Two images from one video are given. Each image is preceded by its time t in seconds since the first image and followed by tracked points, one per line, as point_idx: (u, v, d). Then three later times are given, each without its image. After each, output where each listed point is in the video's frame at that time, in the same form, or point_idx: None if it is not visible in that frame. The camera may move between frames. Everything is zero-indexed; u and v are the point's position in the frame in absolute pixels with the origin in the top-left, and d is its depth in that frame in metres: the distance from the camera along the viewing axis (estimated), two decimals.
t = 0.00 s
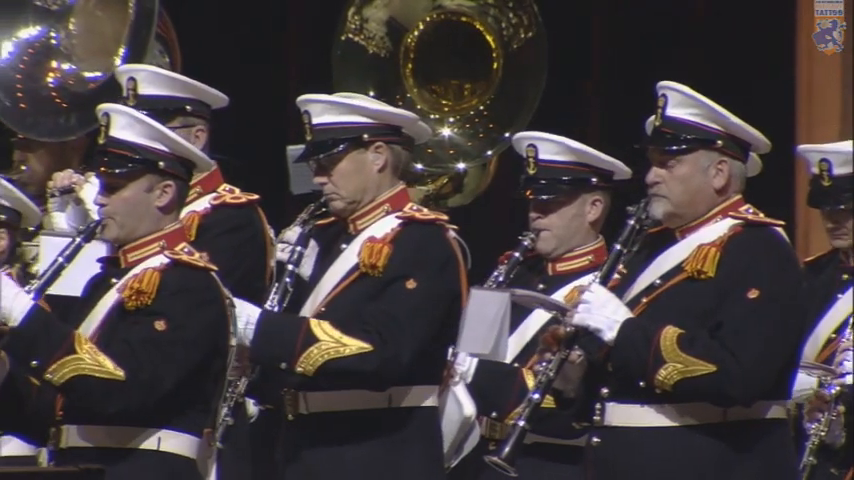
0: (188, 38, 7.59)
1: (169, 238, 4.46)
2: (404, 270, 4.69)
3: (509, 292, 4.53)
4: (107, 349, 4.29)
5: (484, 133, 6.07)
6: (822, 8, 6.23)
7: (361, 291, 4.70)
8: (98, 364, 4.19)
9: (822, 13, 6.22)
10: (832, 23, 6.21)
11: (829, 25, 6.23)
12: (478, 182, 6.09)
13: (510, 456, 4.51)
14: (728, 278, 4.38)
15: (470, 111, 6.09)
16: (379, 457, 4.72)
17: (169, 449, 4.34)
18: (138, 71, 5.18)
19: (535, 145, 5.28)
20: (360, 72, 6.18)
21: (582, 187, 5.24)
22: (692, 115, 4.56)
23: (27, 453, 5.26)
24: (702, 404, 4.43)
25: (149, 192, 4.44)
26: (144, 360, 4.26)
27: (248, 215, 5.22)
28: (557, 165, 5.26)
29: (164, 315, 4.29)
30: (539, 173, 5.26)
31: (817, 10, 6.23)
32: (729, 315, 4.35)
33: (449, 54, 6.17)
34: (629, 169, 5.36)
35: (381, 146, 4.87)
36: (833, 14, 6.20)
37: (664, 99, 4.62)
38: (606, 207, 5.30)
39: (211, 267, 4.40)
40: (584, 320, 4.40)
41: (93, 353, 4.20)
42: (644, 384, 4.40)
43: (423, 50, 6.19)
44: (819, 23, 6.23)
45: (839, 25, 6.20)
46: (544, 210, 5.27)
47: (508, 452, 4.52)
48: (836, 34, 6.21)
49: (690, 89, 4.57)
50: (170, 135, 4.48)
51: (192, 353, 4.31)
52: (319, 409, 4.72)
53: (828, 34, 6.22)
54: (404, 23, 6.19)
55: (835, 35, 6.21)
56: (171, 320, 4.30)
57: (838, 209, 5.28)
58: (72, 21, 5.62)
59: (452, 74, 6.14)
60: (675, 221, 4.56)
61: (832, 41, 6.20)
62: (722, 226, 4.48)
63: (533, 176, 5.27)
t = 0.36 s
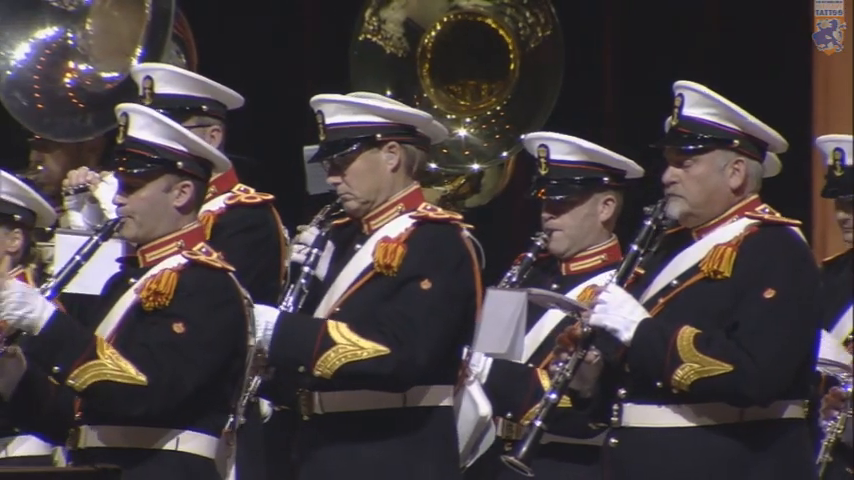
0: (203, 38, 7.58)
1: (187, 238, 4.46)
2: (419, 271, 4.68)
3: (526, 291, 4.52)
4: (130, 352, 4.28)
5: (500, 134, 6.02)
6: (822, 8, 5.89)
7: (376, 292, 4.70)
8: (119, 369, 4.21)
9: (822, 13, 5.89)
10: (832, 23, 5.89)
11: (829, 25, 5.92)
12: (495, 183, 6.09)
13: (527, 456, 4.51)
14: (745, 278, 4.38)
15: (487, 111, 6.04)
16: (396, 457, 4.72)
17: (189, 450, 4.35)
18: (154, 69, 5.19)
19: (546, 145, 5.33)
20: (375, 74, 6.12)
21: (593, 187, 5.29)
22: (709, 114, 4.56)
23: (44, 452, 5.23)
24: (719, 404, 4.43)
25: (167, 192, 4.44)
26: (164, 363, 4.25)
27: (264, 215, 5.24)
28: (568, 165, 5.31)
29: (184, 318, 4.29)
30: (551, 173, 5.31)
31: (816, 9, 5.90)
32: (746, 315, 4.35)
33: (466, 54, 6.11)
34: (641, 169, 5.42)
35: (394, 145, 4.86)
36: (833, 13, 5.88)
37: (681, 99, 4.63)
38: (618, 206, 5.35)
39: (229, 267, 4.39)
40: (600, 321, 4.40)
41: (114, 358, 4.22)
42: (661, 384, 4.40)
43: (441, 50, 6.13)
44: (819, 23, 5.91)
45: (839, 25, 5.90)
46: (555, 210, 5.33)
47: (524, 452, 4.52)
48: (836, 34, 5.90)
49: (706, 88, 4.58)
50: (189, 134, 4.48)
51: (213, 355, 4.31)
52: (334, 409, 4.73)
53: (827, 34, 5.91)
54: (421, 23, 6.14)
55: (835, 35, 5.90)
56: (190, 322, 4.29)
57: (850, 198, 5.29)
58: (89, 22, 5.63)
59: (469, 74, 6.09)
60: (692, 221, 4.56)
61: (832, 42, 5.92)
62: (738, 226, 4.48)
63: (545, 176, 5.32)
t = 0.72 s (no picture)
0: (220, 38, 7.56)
1: (204, 239, 4.48)
2: (437, 274, 4.68)
3: (539, 293, 4.51)
4: (163, 366, 4.31)
5: (515, 135, 6.00)
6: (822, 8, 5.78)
7: (393, 291, 4.72)
8: (158, 385, 4.27)
9: (822, 13, 5.78)
10: (832, 23, 5.77)
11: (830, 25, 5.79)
12: (510, 184, 6.08)
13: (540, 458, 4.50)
14: (757, 278, 4.37)
15: (502, 112, 6.02)
16: (409, 457, 4.71)
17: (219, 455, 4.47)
18: (161, 70, 5.20)
19: (559, 145, 5.33)
20: (391, 74, 6.14)
21: (607, 187, 5.31)
22: (720, 114, 4.54)
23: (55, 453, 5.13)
24: (732, 405, 4.41)
25: (184, 192, 4.46)
26: (200, 374, 4.31)
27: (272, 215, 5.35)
28: (581, 165, 5.32)
29: (208, 323, 4.33)
30: (565, 173, 5.32)
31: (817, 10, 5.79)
32: (758, 315, 4.33)
33: (481, 55, 6.12)
34: (653, 169, 5.43)
35: (408, 146, 4.85)
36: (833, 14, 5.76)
37: (692, 99, 4.62)
38: (631, 206, 5.36)
39: (249, 269, 4.45)
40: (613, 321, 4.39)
41: (153, 376, 4.28)
42: (674, 385, 4.39)
43: (456, 51, 6.14)
44: (819, 23, 5.80)
45: (839, 26, 5.77)
46: (569, 209, 5.33)
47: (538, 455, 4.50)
48: (836, 34, 5.79)
49: (717, 88, 4.56)
50: (209, 135, 4.50)
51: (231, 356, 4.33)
52: (346, 409, 4.74)
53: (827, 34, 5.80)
54: (437, 24, 6.14)
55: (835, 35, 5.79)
56: (218, 327, 4.34)
57: None
58: (103, 22, 5.64)
59: (483, 75, 6.09)
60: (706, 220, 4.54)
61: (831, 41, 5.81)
62: (749, 226, 4.47)
63: (558, 176, 5.33)
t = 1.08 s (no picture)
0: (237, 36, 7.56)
1: (225, 239, 4.61)
2: (456, 274, 4.71)
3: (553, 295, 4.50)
4: (183, 366, 4.41)
5: (530, 134, 5.98)
6: (822, 9, 6.16)
7: (411, 291, 4.74)
8: (180, 386, 4.37)
9: (823, 13, 6.15)
10: (832, 23, 6.12)
11: (829, 25, 6.15)
12: (526, 182, 6.07)
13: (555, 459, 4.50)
14: (770, 278, 4.36)
15: (517, 111, 6.00)
16: (425, 457, 4.75)
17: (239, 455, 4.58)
18: (173, 71, 5.22)
19: (577, 145, 5.41)
20: (407, 72, 6.10)
21: (624, 186, 5.38)
22: (731, 114, 4.55)
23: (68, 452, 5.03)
24: (746, 406, 4.40)
25: (205, 192, 4.58)
26: (221, 375, 4.42)
27: (285, 215, 5.50)
28: (598, 164, 5.40)
29: (231, 323, 4.44)
30: (582, 172, 5.40)
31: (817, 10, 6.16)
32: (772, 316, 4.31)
33: (495, 55, 6.10)
34: (670, 169, 5.51)
35: (429, 146, 4.92)
36: (833, 14, 6.13)
37: (704, 100, 4.62)
38: (649, 206, 5.43)
39: (270, 269, 4.56)
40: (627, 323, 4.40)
41: (174, 377, 4.38)
42: (689, 386, 4.37)
43: (472, 51, 6.11)
44: (819, 24, 6.15)
45: (839, 26, 6.12)
46: (586, 209, 5.40)
47: (553, 455, 4.51)
48: (836, 34, 6.12)
49: (729, 89, 4.56)
50: (231, 135, 4.62)
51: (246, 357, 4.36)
52: (362, 409, 4.78)
53: (827, 34, 6.14)
54: (452, 24, 6.12)
55: (835, 35, 6.12)
56: (240, 327, 4.45)
57: None
58: (119, 20, 5.65)
59: (499, 75, 6.07)
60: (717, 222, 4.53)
61: (831, 41, 6.15)
62: (763, 227, 4.45)
63: (576, 176, 5.40)
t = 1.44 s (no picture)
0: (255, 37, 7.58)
1: (246, 239, 4.64)
2: (475, 275, 4.72)
3: (572, 294, 4.52)
4: (204, 367, 4.43)
5: (546, 135, 5.98)
6: (822, 9, 6.21)
7: (432, 291, 4.76)
8: (200, 387, 4.38)
9: (822, 13, 6.20)
10: (832, 23, 6.18)
11: (829, 26, 6.20)
12: (543, 182, 6.08)
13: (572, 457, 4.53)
14: (789, 278, 4.36)
15: (534, 111, 6.01)
16: (444, 458, 4.76)
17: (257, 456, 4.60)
18: (189, 73, 5.19)
19: (594, 145, 5.40)
20: (423, 71, 6.08)
21: (642, 186, 5.40)
22: (751, 114, 4.56)
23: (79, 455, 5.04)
24: (765, 405, 4.41)
25: (224, 192, 4.60)
26: (241, 375, 4.43)
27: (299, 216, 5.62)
28: (616, 164, 5.40)
29: (251, 324, 4.46)
30: (600, 173, 5.39)
31: (817, 10, 6.22)
32: (791, 316, 4.31)
33: (511, 54, 6.08)
34: (689, 169, 5.52)
35: (450, 146, 4.95)
36: (833, 14, 6.19)
37: (724, 99, 4.63)
38: (667, 205, 5.46)
39: (290, 269, 4.58)
40: (645, 322, 4.43)
41: (194, 378, 4.39)
42: (707, 385, 4.39)
43: (488, 51, 6.10)
44: (819, 23, 6.21)
45: (838, 25, 6.18)
46: (604, 209, 5.43)
47: (571, 454, 4.53)
48: (836, 34, 6.19)
49: (748, 89, 4.58)
50: (253, 136, 4.65)
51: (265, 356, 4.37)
52: (380, 409, 4.80)
53: (827, 34, 6.20)
54: (469, 24, 6.10)
55: (835, 35, 6.19)
56: (261, 328, 4.47)
57: None
58: (135, 21, 5.67)
59: (516, 75, 6.05)
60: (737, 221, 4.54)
61: (831, 41, 6.22)
62: (783, 226, 4.47)
63: (593, 176, 5.40)
